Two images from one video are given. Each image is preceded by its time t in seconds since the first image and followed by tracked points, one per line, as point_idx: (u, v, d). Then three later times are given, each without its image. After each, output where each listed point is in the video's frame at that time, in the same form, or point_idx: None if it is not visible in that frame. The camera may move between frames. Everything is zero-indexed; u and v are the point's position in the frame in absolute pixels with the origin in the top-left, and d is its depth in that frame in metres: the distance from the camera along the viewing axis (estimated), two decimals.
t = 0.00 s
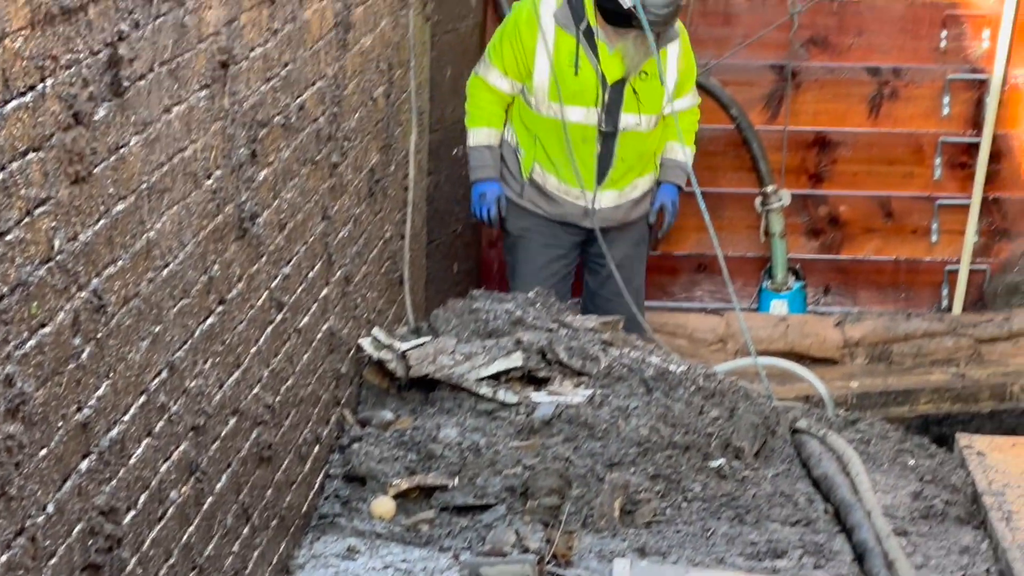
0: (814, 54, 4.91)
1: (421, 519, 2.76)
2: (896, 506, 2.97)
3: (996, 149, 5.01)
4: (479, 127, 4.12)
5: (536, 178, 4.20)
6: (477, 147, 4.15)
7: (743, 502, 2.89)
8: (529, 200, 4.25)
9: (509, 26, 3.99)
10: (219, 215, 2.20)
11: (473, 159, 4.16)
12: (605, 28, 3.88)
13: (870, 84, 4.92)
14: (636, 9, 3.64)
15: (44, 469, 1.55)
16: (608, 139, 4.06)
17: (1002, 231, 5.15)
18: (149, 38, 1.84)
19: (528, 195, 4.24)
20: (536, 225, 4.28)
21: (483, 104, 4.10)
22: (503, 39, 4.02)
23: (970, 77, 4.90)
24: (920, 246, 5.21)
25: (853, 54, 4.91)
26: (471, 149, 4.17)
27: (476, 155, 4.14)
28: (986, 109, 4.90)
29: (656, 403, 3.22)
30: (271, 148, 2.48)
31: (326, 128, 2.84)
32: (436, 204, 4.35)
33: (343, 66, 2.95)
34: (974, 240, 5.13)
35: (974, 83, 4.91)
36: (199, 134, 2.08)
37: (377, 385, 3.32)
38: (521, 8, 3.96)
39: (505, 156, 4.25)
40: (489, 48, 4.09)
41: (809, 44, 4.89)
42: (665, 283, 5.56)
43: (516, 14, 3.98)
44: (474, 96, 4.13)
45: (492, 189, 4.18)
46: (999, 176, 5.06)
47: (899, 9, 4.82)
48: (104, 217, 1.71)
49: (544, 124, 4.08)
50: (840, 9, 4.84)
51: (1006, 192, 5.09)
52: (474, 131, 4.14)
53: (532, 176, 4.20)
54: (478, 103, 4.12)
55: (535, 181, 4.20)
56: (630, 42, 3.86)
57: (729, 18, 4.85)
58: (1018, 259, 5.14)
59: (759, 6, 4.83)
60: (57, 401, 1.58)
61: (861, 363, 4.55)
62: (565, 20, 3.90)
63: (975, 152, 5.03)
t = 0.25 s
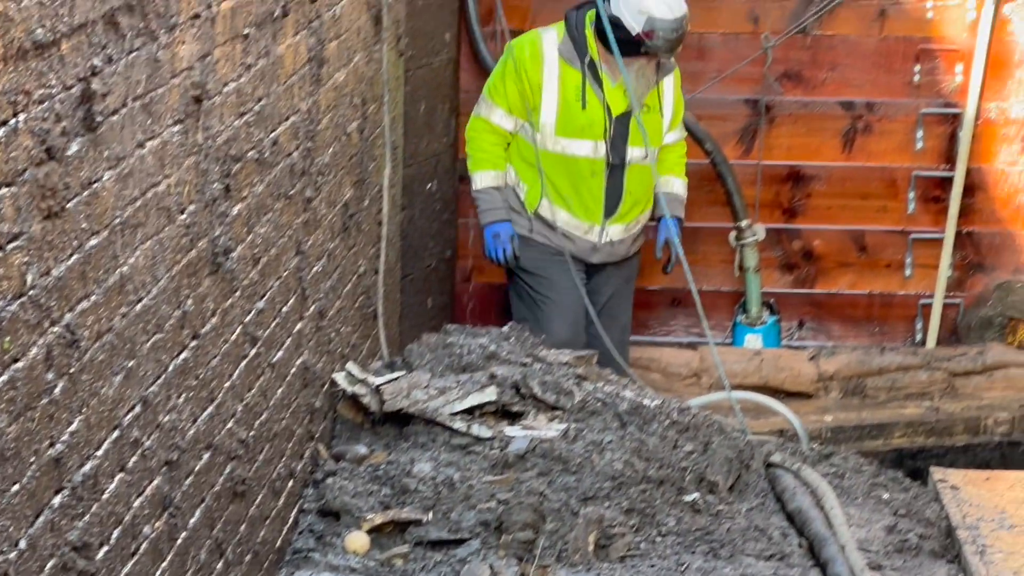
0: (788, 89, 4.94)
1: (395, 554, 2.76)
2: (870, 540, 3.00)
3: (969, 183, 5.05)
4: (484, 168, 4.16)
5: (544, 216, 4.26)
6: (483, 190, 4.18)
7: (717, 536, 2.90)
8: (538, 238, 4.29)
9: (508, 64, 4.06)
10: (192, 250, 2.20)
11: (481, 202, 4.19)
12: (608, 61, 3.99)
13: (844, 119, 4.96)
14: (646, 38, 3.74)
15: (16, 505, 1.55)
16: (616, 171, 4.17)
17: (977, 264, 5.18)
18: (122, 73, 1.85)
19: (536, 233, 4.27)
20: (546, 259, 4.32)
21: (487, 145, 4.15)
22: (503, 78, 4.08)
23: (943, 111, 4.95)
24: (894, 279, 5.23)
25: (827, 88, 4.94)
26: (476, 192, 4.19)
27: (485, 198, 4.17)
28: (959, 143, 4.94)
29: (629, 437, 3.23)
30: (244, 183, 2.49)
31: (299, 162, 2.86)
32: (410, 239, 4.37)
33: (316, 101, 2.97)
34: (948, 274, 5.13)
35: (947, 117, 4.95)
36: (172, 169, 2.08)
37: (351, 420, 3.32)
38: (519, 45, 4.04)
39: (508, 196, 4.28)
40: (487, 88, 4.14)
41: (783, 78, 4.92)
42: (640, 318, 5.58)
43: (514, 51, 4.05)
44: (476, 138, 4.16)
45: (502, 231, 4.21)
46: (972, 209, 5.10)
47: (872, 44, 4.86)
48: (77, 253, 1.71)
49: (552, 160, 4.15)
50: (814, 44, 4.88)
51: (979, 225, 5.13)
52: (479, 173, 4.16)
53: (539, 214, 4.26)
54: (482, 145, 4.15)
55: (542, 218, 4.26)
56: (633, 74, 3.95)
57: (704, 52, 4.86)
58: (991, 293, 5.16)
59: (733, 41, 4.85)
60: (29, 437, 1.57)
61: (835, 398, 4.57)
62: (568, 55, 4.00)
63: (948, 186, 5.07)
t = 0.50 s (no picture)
0: (760, 119, 4.95)
1: None
2: (842, 570, 3.01)
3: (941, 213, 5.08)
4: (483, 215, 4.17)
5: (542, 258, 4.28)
6: (483, 237, 4.19)
7: (689, 566, 2.89)
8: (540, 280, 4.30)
9: (504, 109, 4.08)
10: (163, 281, 2.20)
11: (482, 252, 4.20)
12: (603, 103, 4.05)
13: (816, 149, 4.97)
14: (646, 78, 3.81)
15: None
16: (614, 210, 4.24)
17: (948, 293, 5.20)
18: (93, 104, 1.86)
19: (537, 275, 4.30)
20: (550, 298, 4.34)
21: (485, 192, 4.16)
22: (498, 123, 4.10)
23: (914, 142, 4.97)
24: (866, 309, 5.23)
25: (799, 118, 4.96)
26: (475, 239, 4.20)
27: (486, 247, 4.19)
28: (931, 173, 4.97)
29: (602, 467, 3.25)
30: (216, 214, 2.49)
31: (271, 194, 2.87)
32: (382, 270, 4.37)
33: (288, 132, 2.98)
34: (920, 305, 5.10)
35: (918, 147, 4.98)
36: (143, 200, 2.09)
37: (323, 451, 3.31)
38: (516, 90, 4.06)
39: (505, 241, 4.30)
40: (481, 134, 4.15)
41: (755, 108, 4.93)
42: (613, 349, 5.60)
43: (509, 96, 4.07)
44: (472, 184, 4.18)
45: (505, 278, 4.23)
46: (944, 239, 5.12)
47: (844, 74, 4.89)
48: (47, 284, 1.71)
49: (552, 203, 4.19)
50: (786, 74, 4.90)
51: (950, 255, 5.15)
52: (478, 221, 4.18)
53: (538, 257, 4.28)
54: (479, 192, 4.17)
55: (542, 261, 4.28)
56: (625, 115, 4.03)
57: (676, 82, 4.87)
58: (962, 322, 5.19)
59: (705, 72, 4.87)
60: None
61: (807, 428, 4.58)
62: (565, 98, 4.06)
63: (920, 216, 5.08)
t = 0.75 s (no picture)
0: (733, 143, 4.94)
1: None
2: None
3: (914, 237, 5.00)
4: (503, 269, 3.94)
5: (551, 298, 4.12)
6: (504, 292, 3.96)
7: None
8: (549, 317, 4.14)
9: (516, 155, 3.86)
10: (136, 305, 2.20)
11: (500, 308, 3.97)
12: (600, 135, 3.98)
13: (789, 173, 4.94)
14: (650, 109, 3.85)
15: None
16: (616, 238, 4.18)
17: (922, 318, 5.08)
18: (65, 129, 1.87)
19: (549, 314, 4.12)
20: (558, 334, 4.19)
21: (503, 244, 3.93)
22: (510, 170, 3.87)
23: (888, 166, 4.94)
24: (839, 334, 5.12)
25: (773, 143, 4.94)
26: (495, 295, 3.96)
27: (511, 301, 3.95)
28: (904, 197, 4.92)
29: (574, 492, 3.26)
30: (189, 239, 2.49)
31: (244, 219, 2.87)
32: (355, 295, 4.37)
33: (261, 157, 2.99)
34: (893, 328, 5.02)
35: (892, 171, 4.94)
36: (115, 225, 2.09)
37: (296, 476, 3.26)
38: (525, 134, 3.86)
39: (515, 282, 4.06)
40: (492, 183, 3.89)
41: (728, 133, 4.92)
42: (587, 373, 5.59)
43: (518, 142, 3.86)
44: (490, 238, 3.92)
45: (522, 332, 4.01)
46: (917, 263, 5.03)
47: (817, 99, 4.89)
48: (19, 309, 1.71)
49: (562, 244, 4.05)
50: (759, 99, 4.90)
51: (923, 279, 5.05)
52: (499, 275, 3.94)
53: (546, 296, 4.12)
54: (497, 246, 3.92)
55: (552, 301, 4.12)
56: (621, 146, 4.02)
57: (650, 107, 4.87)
58: (936, 346, 5.05)
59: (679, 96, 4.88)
60: None
61: (781, 452, 4.61)
62: (570, 136, 3.92)
63: (893, 240, 5.02)
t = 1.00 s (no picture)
0: (708, 165, 4.94)
1: None
2: None
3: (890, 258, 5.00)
4: (536, 293, 3.89)
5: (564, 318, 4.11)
6: (544, 314, 3.90)
7: None
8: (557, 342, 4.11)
9: (541, 177, 3.83)
10: (110, 328, 2.20)
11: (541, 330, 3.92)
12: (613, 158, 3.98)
13: (764, 194, 4.93)
14: (668, 132, 3.90)
15: None
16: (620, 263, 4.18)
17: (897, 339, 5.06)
18: (40, 152, 1.87)
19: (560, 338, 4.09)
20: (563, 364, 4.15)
21: (535, 268, 3.88)
22: (536, 193, 3.83)
23: (863, 188, 4.95)
24: (814, 356, 5.10)
25: (747, 165, 4.94)
26: (531, 318, 3.91)
27: (552, 324, 3.90)
28: (879, 218, 4.92)
29: (550, 514, 3.23)
30: (164, 261, 2.50)
31: (219, 241, 2.87)
32: (329, 317, 4.37)
33: (236, 179, 3.00)
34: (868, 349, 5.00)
35: (867, 193, 4.95)
36: (90, 248, 2.09)
37: (271, 499, 3.28)
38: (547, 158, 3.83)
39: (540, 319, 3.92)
40: (519, 207, 3.84)
41: (702, 155, 4.93)
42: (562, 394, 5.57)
43: (541, 165, 3.82)
44: (521, 262, 3.87)
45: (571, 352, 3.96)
46: (893, 285, 5.02)
47: (792, 121, 4.90)
48: None
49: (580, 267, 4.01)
50: (734, 120, 4.90)
51: (899, 301, 5.04)
52: (534, 299, 3.89)
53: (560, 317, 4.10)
54: (530, 270, 3.87)
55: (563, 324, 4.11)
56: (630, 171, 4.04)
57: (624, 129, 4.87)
58: (910, 368, 5.04)
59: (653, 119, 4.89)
60: None
61: (756, 474, 4.63)
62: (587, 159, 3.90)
63: (869, 262, 5.02)
